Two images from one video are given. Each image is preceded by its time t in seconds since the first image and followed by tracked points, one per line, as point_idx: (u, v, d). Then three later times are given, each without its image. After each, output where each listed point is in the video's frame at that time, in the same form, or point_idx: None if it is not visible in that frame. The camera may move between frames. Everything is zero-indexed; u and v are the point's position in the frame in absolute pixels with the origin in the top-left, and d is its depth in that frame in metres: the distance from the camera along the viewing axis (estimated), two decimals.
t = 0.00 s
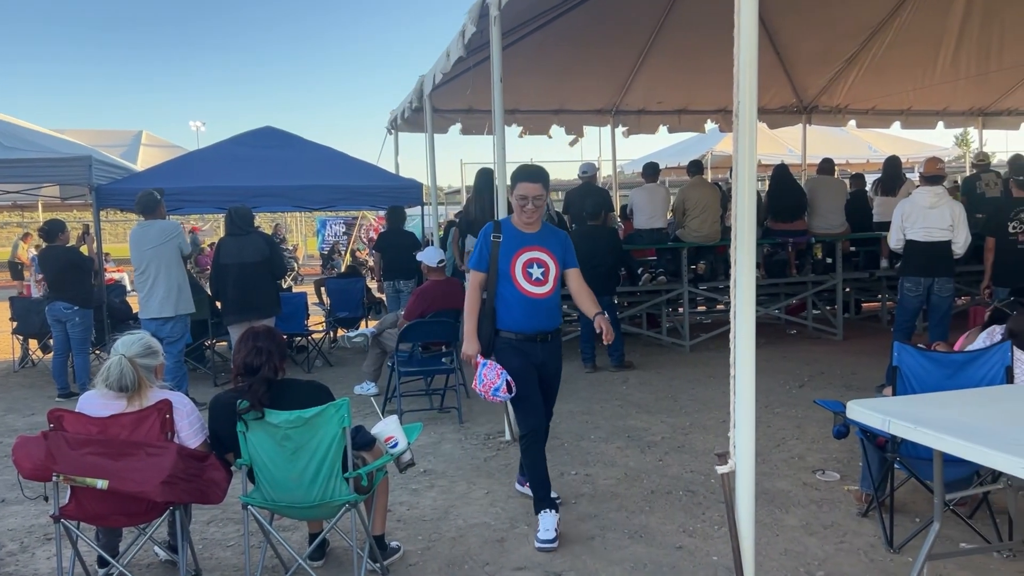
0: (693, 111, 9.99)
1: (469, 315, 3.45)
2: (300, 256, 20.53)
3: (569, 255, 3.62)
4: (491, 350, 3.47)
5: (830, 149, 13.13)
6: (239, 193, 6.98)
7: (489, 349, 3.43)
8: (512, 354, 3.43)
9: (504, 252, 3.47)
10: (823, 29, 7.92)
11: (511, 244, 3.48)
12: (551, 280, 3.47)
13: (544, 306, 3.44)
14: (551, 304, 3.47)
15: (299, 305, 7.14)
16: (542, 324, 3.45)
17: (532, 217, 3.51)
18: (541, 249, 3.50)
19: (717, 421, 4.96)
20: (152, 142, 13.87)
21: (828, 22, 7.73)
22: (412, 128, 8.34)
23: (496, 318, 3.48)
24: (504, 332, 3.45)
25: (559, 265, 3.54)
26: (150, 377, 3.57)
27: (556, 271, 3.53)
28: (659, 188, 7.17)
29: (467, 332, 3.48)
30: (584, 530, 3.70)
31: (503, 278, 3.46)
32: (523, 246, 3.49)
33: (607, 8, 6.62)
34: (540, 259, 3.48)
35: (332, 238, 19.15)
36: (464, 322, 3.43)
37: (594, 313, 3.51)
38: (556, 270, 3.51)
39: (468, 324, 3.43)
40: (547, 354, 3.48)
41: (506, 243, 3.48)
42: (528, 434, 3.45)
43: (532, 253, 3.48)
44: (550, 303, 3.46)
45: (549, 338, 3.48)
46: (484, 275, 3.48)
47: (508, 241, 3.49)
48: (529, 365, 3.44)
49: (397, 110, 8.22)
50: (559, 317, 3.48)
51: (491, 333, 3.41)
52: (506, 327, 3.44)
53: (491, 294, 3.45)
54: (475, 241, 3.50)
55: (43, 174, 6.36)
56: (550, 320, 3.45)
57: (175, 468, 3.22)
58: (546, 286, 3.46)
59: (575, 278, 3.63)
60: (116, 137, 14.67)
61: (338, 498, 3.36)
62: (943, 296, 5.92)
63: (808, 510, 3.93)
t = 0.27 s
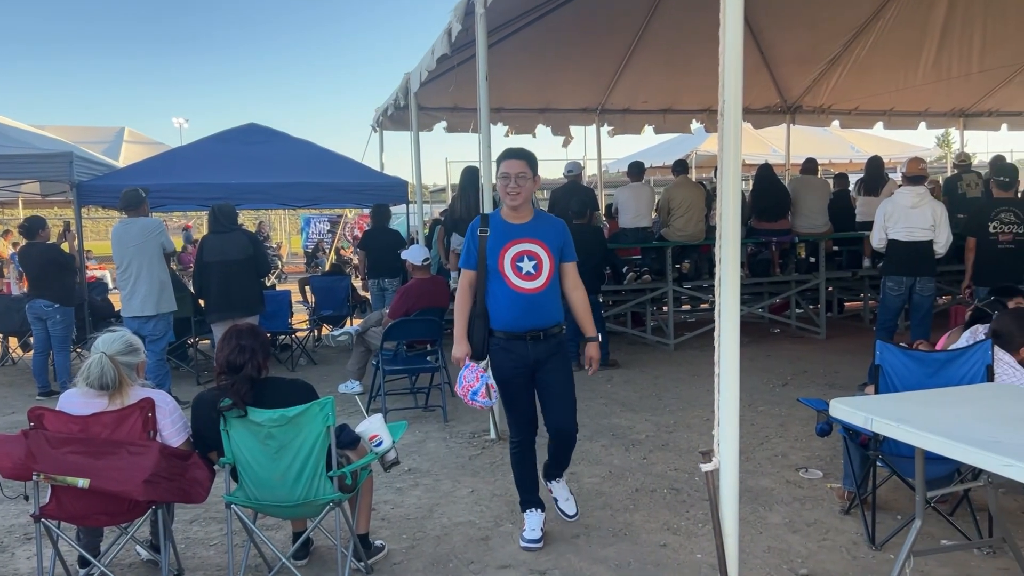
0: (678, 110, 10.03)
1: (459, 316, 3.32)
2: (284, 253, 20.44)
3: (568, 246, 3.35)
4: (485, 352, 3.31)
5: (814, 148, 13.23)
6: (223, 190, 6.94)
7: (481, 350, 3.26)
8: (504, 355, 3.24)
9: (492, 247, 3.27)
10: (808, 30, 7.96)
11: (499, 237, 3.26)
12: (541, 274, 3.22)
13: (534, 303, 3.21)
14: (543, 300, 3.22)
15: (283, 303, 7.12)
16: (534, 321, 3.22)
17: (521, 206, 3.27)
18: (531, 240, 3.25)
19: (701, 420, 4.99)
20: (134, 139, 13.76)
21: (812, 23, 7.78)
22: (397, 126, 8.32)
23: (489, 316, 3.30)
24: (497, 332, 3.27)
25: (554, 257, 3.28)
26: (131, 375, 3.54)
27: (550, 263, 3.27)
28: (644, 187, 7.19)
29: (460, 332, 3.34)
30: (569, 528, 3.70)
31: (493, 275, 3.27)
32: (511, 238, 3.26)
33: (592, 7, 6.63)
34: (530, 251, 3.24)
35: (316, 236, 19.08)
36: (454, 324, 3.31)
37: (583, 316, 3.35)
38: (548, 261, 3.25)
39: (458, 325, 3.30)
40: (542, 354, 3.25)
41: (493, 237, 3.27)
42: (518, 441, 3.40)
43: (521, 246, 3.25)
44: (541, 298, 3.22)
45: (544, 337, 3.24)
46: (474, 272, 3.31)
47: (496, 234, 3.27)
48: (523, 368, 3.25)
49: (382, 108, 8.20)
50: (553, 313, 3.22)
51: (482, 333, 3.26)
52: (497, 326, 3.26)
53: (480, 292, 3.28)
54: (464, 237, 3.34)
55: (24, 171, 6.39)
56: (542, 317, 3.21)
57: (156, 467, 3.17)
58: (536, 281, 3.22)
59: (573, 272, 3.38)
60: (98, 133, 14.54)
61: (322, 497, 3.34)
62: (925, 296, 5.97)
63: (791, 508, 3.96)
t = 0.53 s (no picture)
0: (667, 110, 10.05)
1: (456, 327, 3.09)
2: (271, 252, 20.36)
3: (577, 256, 3.01)
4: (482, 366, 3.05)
5: (802, 148, 13.29)
6: (211, 187, 6.92)
7: (474, 365, 3.02)
8: (498, 371, 2.99)
9: (490, 254, 2.99)
10: (796, 30, 8.00)
11: (499, 244, 2.97)
12: (540, 286, 2.91)
13: (530, 318, 2.90)
14: (541, 315, 2.91)
15: (271, 301, 7.10)
16: (531, 337, 2.91)
17: (524, 211, 2.97)
18: (532, 249, 2.93)
19: (689, 418, 5.01)
20: (120, 136, 13.68)
21: (800, 24, 7.82)
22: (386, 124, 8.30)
23: (486, 329, 3.04)
24: (493, 347, 3.01)
25: (557, 268, 2.94)
26: (118, 373, 3.51)
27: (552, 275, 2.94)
28: (633, 186, 7.21)
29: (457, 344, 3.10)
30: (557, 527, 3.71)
31: (490, 285, 3.00)
32: (511, 246, 2.95)
33: (581, 7, 6.65)
34: (528, 261, 2.92)
35: (304, 234, 19.02)
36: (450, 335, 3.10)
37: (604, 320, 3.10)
38: (549, 272, 2.93)
39: (454, 336, 3.08)
40: (539, 373, 2.94)
41: (492, 243, 3.00)
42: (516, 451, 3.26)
43: (520, 255, 2.94)
44: (539, 313, 2.91)
45: (541, 354, 2.93)
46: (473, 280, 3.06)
47: (495, 241, 2.99)
48: (518, 386, 2.98)
49: (370, 105, 8.19)
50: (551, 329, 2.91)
51: (476, 346, 3.01)
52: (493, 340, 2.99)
53: (478, 302, 3.03)
54: (465, 242, 3.10)
55: (9, 168, 6.41)
56: (538, 333, 2.90)
57: (143, 466, 3.15)
58: (533, 294, 2.91)
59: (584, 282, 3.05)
60: (83, 130, 14.44)
61: (310, 496, 3.33)
62: (911, 296, 6.01)
63: (778, 506, 3.98)
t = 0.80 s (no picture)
0: (660, 109, 10.07)
1: (460, 320, 3.01)
2: (264, 250, 20.29)
3: (588, 250, 2.88)
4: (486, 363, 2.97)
5: (795, 148, 13.33)
6: (204, 185, 6.89)
7: (479, 362, 2.93)
8: (501, 370, 2.90)
9: (496, 246, 2.92)
10: (789, 30, 8.02)
11: (505, 235, 2.89)
12: (546, 280, 2.82)
13: (534, 314, 2.83)
14: (546, 311, 2.82)
15: (264, 300, 7.08)
16: (536, 334, 2.83)
17: (534, 200, 2.88)
18: (538, 241, 2.85)
19: (682, 417, 5.03)
20: (112, 133, 13.61)
21: (793, 24, 7.84)
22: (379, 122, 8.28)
23: (491, 324, 2.96)
24: (498, 343, 2.93)
25: (565, 261, 2.84)
26: (111, 371, 3.50)
27: (560, 270, 2.84)
28: (627, 185, 7.21)
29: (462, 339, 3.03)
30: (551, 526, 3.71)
31: (496, 277, 2.93)
32: (518, 237, 2.87)
33: (575, 6, 6.65)
34: (534, 254, 2.84)
35: (297, 232, 18.96)
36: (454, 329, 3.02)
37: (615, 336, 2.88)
38: (555, 266, 2.83)
39: (458, 330, 3.00)
40: (545, 374, 2.86)
41: (499, 234, 2.92)
42: (508, 464, 2.99)
43: (527, 247, 2.85)
44: (544, 310, 2.82)
45: (546, 354, 2.84)
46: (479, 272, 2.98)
47: (502, 232, 2.91)
48: (521, 388, 2.88)
49: (364, 104, 8.17)
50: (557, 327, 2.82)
51: (480, 342, 2.94)
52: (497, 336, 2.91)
53: (484, 296, 2.96)
54: (473, 232, 3.03)
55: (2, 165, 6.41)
56: (543, 330, 2.82)
57: (137, 464, 3.14)
58: (539, 288, 2.83)
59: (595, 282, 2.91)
60: (74, 127, 14.36)
61: (304, 494, 3.33)
62: (904, 296, 6.04)
63: (771, 505, 4.00)
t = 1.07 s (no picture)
0: (658, 109, 10.08)
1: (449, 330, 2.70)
2: (262, 248, 20.29)
3: (592, 254, 2.56)
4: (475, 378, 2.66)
5: (793, 148, 13.33)
6: (201, 183, 6.89)
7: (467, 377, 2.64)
8: (493, 385, 2.59)
9: (491, 250, 2.63)
10: (787, 30, 8.02)
11: (501, 240, 2.62)
12: (543, 290, 2.53)
13: (530, 326, 2.53)
14: (544, 324, 2.53)
15: (261, 298, 7.08)
16: (531, 348, 2.53)
17: (529, 201, 2.59)
18: (536, 246, 2.56)
19: (679, 417, 5.03)
20: (110, 131, 13.60)
21: (791, 24, 7.85)
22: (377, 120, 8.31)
23: (483, 334, 2.66)
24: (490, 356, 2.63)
25: (566, 268, 2.54)
26: (110, 369, 3.49)
27: (560, 278, 2.54)
28: (625, 184, 7.23)
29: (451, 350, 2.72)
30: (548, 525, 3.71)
31: (490, 285, 2.64)
32: (514, 242, 2.59)
33: (572, 5, 6.66)
34: (533, 261, 2.55)
35: (295, 231, 18.97)
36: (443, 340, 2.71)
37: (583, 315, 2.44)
38: (554, 275, 2.54)
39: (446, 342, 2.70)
40: (542, 394, 2.56)
41: (494, 237, 2.64)
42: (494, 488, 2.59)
43: (524, 252, 2.56)
44: (542, 322, 2.53)
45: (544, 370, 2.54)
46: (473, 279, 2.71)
47: (497, 235, 2.63)
48: (515, 403, 2.57)
49: (362, 102, 8.18)
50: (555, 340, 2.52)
51: (470, 354, 2.64)
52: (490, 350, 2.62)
53: (476, 304, 2.67)
54: (467, 235, 2.76)
55: None
56: (540, 344, 2.52)
57: (133, 462, 3.13)
58: (536, 298, 2.54)
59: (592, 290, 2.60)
60: (72, 125, 14.36)
61: (301, 493, 3.33)
62: (903, 295, 6.04)
63: (768, 504, 4.00)
